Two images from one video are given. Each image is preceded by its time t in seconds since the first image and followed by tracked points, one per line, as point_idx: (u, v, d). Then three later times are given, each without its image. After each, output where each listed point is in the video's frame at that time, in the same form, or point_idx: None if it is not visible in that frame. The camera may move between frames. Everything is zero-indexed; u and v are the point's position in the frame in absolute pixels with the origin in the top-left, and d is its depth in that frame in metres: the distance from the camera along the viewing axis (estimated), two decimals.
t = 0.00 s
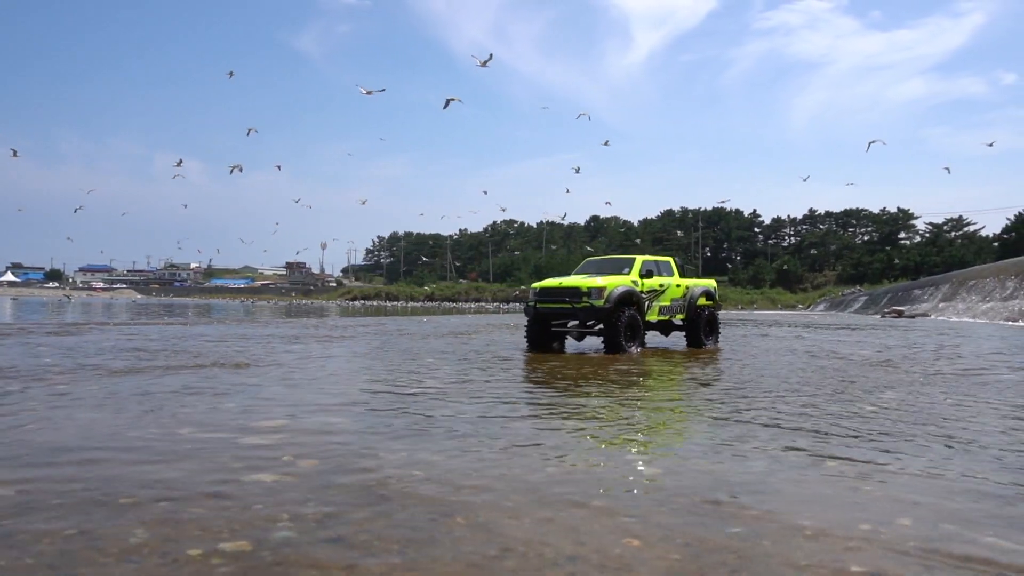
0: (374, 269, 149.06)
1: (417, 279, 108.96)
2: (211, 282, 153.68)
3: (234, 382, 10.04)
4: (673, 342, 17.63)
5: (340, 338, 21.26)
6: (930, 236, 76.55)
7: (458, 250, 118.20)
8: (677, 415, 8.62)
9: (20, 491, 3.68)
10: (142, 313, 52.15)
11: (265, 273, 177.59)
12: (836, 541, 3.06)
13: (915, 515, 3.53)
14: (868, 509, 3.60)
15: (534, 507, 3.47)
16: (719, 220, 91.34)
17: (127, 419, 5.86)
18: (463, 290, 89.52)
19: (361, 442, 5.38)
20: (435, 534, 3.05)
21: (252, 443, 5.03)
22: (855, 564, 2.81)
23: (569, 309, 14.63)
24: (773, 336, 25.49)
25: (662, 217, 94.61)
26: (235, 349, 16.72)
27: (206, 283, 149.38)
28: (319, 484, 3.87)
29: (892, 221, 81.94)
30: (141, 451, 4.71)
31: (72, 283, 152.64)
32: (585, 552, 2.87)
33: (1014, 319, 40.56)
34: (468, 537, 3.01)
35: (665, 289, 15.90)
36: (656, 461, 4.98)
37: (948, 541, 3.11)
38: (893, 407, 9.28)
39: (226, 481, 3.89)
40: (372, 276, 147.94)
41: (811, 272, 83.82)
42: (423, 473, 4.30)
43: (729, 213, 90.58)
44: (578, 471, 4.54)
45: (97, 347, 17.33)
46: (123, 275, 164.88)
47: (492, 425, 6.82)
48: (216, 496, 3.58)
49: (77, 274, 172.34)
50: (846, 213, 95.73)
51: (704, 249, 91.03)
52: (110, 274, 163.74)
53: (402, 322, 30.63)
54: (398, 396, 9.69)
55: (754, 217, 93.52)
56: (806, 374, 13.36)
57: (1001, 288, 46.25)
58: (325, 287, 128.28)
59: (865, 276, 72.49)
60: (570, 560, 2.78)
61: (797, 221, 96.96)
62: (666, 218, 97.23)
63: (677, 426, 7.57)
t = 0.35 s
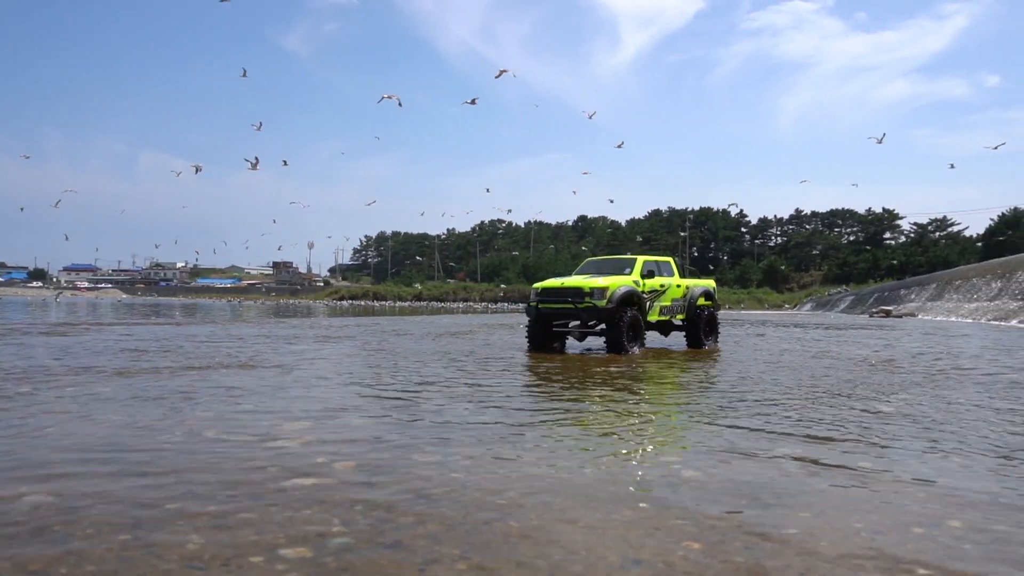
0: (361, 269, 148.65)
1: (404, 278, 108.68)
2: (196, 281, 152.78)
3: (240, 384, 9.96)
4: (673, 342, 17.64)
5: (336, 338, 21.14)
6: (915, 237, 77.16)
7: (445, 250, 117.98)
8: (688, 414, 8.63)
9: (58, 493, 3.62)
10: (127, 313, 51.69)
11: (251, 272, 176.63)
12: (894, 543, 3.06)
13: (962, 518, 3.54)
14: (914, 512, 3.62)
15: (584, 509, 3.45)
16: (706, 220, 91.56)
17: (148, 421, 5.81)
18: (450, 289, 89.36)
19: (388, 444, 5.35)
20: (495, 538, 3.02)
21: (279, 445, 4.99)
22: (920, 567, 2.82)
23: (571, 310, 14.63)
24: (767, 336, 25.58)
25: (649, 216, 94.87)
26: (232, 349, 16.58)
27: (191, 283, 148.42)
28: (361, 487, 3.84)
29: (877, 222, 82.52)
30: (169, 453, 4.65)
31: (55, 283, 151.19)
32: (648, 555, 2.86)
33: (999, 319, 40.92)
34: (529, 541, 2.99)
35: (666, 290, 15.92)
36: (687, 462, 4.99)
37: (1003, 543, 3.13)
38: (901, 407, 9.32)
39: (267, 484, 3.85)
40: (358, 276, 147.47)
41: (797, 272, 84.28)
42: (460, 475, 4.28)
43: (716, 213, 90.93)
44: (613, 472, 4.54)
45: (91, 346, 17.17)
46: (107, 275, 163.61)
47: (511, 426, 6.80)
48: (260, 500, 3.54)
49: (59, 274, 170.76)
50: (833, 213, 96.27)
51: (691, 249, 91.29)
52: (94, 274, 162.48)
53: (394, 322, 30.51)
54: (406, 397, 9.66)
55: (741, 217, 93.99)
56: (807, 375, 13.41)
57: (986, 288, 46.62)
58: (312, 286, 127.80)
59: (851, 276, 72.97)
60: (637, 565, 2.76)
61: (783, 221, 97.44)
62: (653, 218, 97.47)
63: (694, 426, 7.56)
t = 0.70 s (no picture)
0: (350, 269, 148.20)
1: (394, 278, 108.42)
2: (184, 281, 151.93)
3: (249, 385, 9.91)
4: (673, 342, 17.68)
5: (334, 338, 21.05)
6: (902, 237, 77.65)
7: (435, 249, 117.85)
8: (702, 413, 8.66)
9: (101, 497, 3.58)
10: (115, 313, 51.29)
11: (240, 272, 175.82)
12: (949, 549, 3.09)
13: (1007, 521, 3.57)
14: (957, 516, 3.64)
15: (634, 514, 3.45)
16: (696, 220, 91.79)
17: (171, 425, 5.76)
18: (441, 290, 89.26)
19: (416, 447, 5.33)
20: (553, 545, 3.02)
21: (310, 449, 4.96)
22: (980, 571, 2.84)
23: (575, 311, 14.63)
24: (762, 336, 25.70)
25: (639, 216, 95.04)
26: (231, 350, 16.48)
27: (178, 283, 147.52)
28: (403, 491, 3.83)
29: (865, 222, 83.00)
30: (201, 456, 4.62)
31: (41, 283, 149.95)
32: (711, 561, 2.87)
33: (988, 319, 41.22)
34: (588, 547, 2.99)
35: (668, 291, 15.95)
36: (719, 464, 5.00)
37: None
38: (910, 407, 9.38)
39: (310, 488, 3.82)
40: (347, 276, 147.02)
41: (786, 272, 84.67)
42: (499, 478, 4.27)
43: (706, 213, 91.19)
44: (651, 473, 4.54)
45: (88, 347, 17.05)
46: (94, 275, 162.47)
47: (531, 428, 6.79)
48: (308, 506, 3.52)
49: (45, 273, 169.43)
50: (821, 213, 96.72)
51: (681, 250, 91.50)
52: (81, 274, 161.26)
53: (388, 322, 30.40)
54: (416, 399, 9.63)
55: (730, 216, 94.32)
56: (810, 375, 13.47)
57: (975, 288, 46.96)
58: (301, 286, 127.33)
59: (840, 276, 73.37)
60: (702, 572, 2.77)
61: (772, 221, 97.83)
62: (643, 217, 97.65)
63: (711, 427, 7.57)
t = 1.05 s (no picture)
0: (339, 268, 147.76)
1: (383, 278, 108.12)
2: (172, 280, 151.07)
3: (259, 387, 9.84)
4: (674, 343, 17.70)
5: (332, 339, 20.94)
6: (891, 237, 78.06)
7: (425, 249, 117.60)
8: (717, 415, 8.67)
9: (146, 505, 3.51)
10: (104, 313, 50.94)
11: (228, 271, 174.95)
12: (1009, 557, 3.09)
13: None
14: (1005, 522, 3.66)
15: (689, 521, 3.44)
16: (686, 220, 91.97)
17: (196, 429, 5.70)
18: (431, 290, 89.08)
19: (447, 451, 5.29)
20: (618, 553, 3.00)
21: (343, 454, 4.92)
22: None
23: (579, 312, 14.61)
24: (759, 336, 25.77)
25: (629, 217, 95.18)
26: (231, 352, 16.37)
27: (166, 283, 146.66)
28: (452, 496, 3.80)
29: (853, 222, 83.40)
30: (236, 461, 4.57)
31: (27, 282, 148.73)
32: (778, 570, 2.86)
33: (978, 319, 41.43)
34: (654, 556, 2.97)
35: (671, 292, 15.95)
36: (754, 469, 4.99)
37: None
38: (920, 406, 9.42)
39: (356, 494, 3.78)
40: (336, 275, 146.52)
41: (776, 272, 84.98)
42: (541, 483, 4.23)
43: (696, 213, 91.41)
44: (691, 479, 4.53)
45: (86, 347, 16.90)
46: (81, 275, 161.31)
47: (554, 430, 6.77)
48: (360, 512, 3.49)
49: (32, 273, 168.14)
50: (810, 213, 97.13)
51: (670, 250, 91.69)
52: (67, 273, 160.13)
53: (383, 322, 30.29)
54: (428, 400, 9.59)
55: (719, 216, 94.60)
56: (814, 375, 13.52)
57: (965, 289, 47.21)
58: (290, 285, 126.82)
59: (829, 276, 73.71)
60: None
61: (761, 222, 98.17)
62: (633, 218, 97.78)
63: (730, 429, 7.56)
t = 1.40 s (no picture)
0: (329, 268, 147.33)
1: (375, 278, 107.83)
2: (162, 280, 150.41)
3: (267, 387, 9.78)
4: (676, 343, 17.71)
5: (332, 339, 20.83)
6: (881, 237, 78.39)
7: (416, 249, 117.32)
8: (731, 416, 8.67)
9: (191, 512, 3.47)
10: (94, 313, 50.56)
11: (218, 271, 174.16)
12: None
13: None
14: None
15: (737, 526, 3.43)
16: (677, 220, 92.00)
17: (218, 432, 5.66)
18: (422, 289, 88.88)
19: (476, 452, 5.29)
20: (676, 562, 2.96)
21: (372, 456, 4.91)
22: None
23: (585, 313, 14.61)
24: (755, 336, 25.83)
25: (620, 216, 95.20)
26: (233, 352, 16.24)
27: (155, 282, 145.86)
28: (494, 500, 3.78)
29: (844, 222, 83.64)
30: (267, 464, 4.54)
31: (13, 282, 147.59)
32: None
33: (970, 320, 41.54)
34: (711, 563, 2.96)
35: (675, 293, 15.95)
36: (787, 471, 4.98)
37: None
38: (931, 404, 9.45)
39: (398, 500, 3.76)
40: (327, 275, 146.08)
41: (767, 272, 85.20)
42: (581, 486, 4.21)
43: (687, 213, 91.51)
44: (724, 481, 4.52)
45: (85, 347, 16.78)
46: (70, 275, 160.28)
47: (575, 430, 6.74)
48: (404, 517, 3.46)
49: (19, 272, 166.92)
50: (801, 213, 97.37)
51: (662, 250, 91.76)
52: (56, 273, 159.12)
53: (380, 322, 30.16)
54: (439, 400, 9.57)
55: (711, 216, 94.75)
56: (819, 375, 13.54)
57: (957, 288, 47.35)
58: (280, 284, 126.35)
59: (820, 276, 73.98)
60: None
61: (752, 222, 98.34)
62: (625, 217, 97.81)
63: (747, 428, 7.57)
